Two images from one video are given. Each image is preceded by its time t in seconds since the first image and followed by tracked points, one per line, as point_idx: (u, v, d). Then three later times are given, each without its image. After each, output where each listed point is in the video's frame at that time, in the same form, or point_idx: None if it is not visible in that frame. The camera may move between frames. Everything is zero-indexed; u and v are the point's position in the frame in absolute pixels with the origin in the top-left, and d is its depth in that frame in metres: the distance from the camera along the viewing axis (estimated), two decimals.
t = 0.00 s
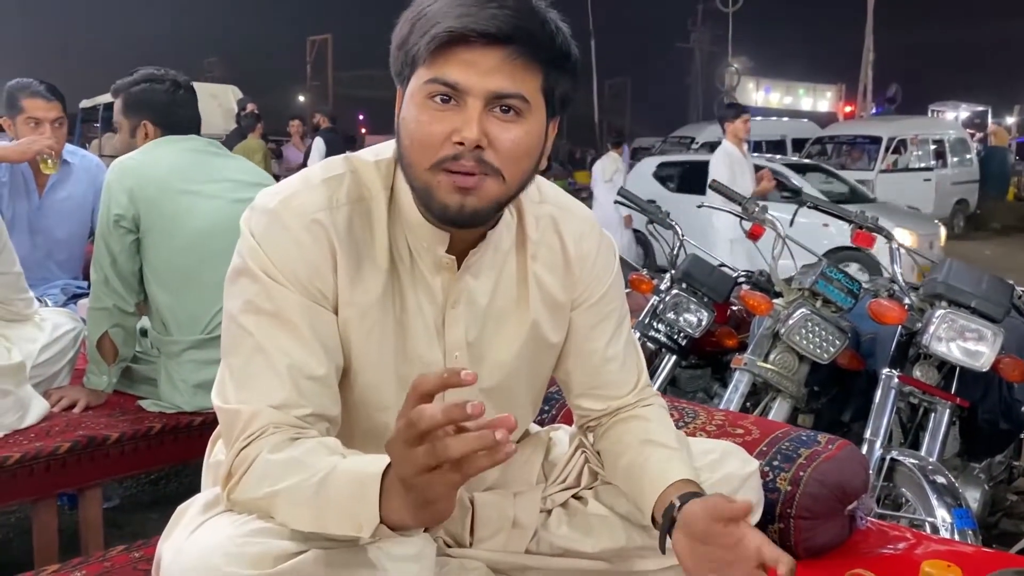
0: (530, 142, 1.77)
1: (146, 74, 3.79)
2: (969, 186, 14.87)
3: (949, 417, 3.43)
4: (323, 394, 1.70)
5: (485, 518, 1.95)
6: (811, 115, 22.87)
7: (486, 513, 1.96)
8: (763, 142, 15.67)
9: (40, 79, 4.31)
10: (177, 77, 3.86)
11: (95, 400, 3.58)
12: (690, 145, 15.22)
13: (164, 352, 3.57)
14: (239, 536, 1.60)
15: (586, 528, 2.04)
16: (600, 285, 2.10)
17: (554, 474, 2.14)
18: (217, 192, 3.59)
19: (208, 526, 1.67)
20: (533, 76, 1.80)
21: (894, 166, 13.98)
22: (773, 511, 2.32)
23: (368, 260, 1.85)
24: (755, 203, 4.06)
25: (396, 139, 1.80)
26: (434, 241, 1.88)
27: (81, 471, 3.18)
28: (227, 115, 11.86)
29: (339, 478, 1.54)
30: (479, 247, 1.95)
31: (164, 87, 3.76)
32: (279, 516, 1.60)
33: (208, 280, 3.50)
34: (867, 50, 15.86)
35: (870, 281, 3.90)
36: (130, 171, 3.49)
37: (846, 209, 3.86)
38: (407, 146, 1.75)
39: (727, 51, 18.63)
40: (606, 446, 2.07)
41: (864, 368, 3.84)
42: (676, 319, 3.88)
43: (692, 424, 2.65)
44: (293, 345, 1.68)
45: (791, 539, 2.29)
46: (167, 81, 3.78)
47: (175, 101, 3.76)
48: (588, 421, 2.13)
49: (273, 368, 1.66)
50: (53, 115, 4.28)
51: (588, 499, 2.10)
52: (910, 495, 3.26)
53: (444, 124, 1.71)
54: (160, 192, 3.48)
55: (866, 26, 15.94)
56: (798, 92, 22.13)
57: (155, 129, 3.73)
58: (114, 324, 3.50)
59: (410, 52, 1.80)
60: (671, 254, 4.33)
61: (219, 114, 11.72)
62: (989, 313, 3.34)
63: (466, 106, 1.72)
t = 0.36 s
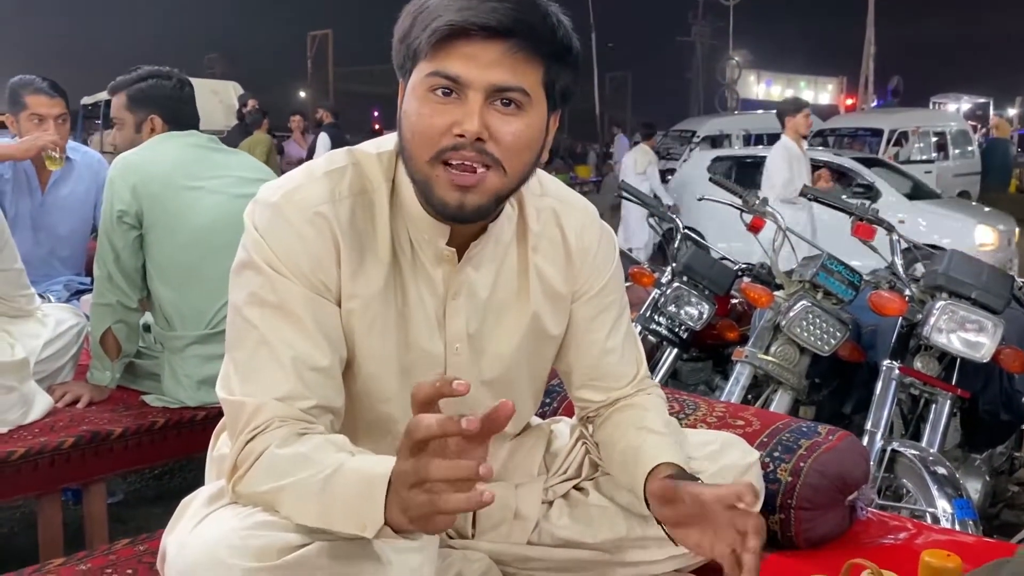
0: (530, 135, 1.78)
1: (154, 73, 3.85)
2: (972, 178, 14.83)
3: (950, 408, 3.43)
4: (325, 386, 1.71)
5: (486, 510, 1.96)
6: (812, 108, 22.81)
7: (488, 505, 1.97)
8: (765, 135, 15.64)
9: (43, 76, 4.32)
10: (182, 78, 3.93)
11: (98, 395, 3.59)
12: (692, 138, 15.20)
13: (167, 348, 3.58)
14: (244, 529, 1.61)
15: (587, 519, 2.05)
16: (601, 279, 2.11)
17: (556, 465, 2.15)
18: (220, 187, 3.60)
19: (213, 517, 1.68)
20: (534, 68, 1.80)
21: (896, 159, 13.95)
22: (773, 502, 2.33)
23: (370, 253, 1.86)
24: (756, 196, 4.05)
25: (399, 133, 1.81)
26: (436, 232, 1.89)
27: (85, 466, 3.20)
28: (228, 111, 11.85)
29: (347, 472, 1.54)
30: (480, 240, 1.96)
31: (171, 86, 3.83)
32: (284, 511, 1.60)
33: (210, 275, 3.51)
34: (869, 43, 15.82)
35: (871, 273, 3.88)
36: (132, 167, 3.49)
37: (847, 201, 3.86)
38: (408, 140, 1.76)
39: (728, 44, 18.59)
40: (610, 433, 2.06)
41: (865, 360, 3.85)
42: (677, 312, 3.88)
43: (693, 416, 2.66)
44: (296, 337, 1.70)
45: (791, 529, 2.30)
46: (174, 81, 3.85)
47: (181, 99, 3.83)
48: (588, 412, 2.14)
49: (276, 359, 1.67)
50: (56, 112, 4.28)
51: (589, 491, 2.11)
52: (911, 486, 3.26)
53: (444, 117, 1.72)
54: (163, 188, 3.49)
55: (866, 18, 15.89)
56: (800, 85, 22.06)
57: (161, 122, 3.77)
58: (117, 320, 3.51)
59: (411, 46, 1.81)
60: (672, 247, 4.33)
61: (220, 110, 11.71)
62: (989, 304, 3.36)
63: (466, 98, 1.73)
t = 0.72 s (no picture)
0: (527, 136, 1.77)
1: (157, 66, 3.84)
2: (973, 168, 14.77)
3: (950, 397, 3.43)
4: (322, 379, 1.72)
5: (487, 500, 1.97)
6: (813, 98, 22.71)
7: (488, 495, 1.97)
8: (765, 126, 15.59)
9: (42, 70, 4.32)
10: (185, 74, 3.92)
11: (100, 389, 3.60)
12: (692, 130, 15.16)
13: (168, 342, 3.59)
14: (245, 519, 1.62)
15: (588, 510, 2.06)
16: (599, 273, 2.12)
17: (555, 455, 2.17)
18: (221, 182, 3.60)
19: (215, 509, 1.69)
20: (548, 77, 1.82)
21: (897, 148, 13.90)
22: (773, 491, 2.33)
23: (363, 244, 1.85)
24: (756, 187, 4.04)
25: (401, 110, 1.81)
26: (432, 226, 1.88)
27: (88, 460, 3.21)
28: (227, 105, 11.82)
29: (345, 457, 1.55)
30: (479, 232, 1.96)
31: (174, 81, 3.82)
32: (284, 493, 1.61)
33: (208, 270, 3.51)
34: (869, 33, 15.75)
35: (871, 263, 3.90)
36: (134, 161, 3.50)
37: (847, 192, 3.86)
38: (408, 116, 1.76)
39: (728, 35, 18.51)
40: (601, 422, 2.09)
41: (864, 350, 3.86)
42: (677, 303, 3.87)
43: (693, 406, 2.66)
44: (290, 332, 1.70)
45: (792, 518, 2.31)
46: (177, 76, 3.84)
47: (183, 95, 3.82)
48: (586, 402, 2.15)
49: (269, 351, 1.67)
50: (56, 106, 4.28)
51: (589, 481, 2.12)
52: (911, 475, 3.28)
53: (447, 100, 1.72)
54: (163, 182, 3.49)
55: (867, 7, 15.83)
56: (800, 76, 21.96)
57: (164, 115, 3.76)
58: (119, 314, 3.52)
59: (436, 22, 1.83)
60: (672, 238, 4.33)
61: (219, 104, 11.68)
62: (989, 293, 3.35)
63: (472, 85, 1.74)
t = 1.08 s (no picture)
0: (540, 102, 1.77)
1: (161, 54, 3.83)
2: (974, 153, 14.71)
3: (950, 380, 3.44)
4: (319, 369, 1.72)
5: (487, 485, 1.96)
6: (813, 84, 22.63)
7: (488, 479, 1.97)
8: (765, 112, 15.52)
9: (38, 59, 4.30)
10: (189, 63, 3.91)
11: (100, 378, 3.60)
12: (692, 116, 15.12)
13: (168, 330, 3.59)
14: (245, 504, 1.60)
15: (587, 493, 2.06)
16: (602, 262, 2.12)
17: (555, 439, 2.18)
18: (219, 170, 3.59)
19: (212, 495, 1.67)
20: (545, 35, 1.80)
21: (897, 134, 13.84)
22: (773, 475, 2.33)
23: (368, 234, 1.84)
24: (756, 172, 4.03)
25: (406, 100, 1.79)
26: (440, 210, 1.90)
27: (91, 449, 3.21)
28: (225, 94, 11.76)
29: (343, 434, 1.55)
30: (490, 213, 1.97)
31: (176, 70, 3.81)
32: (282, 467, 1.60)
33: (209, 259, 3.50)
34: (869, 17, 15.66)
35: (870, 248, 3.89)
36: (132, 151, 3.50)
37: (847, 176, 3.84)
38: (416, 104, 1.75)
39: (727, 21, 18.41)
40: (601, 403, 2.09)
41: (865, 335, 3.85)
42: (677, 289, 3.87)
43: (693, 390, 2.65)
44: (292, 321, 1.70)
45: (792, 502, 2.31)
46: (179, 64, 3.83)
47: (186, 84, 3.81)
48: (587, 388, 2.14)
49: (267, 339, 1.67)
50: (54, 95, 4.27)
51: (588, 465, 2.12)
52: (912, 460, 3.29)
53: (456, 78, 1.71)
54: (161, 172, 3.48)
55: None
56: (800, 62, 21.88)
57: (164, 103, 3.75)
58: (118, 304, 3.53)
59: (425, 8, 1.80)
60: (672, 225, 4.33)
61: (216, 93, 11.62)
62: (989, 277, 3.35)
63: (478, 60, 1.73)
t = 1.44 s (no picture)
0: (544, 89, 1.77)
1: (159, 41, 3.85)
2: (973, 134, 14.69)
3: (947, 361, 3.46)
4: (312, 358, 1.72)
5: (487, 467, 1.98)
6: (811, 66, 22.56)
7: (487, 461, 1.99)
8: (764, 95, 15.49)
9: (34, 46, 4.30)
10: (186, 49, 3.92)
11: (101, 365, 3.62)
12: (690, 100, 15.09)
13: (168, 317, 3.60)
14: (249, 484, 1.62)
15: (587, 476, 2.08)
16: (602, 248, 2.12)
17: (553, 421, 2.18)
18: (218, 157, 3.59)
19: (214, 478, 1.69)
20: (543, 20, 1.78)
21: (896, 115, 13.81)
22: (771, 455, 2.35)
23: (371, 221, 1.85)
24: (753, 155, 4.04)
25: (410, 99, 1.78)
26: (443, 199, 1.88)
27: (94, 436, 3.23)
28: (222, 81, 11.73)
29: (350, 416, 1.59)
30: (494, 203, 1.96)
31: (173, 55, 3.82)
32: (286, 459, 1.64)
33: (208, 246, 3.50)
34: None
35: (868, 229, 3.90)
36: (129, 139, 3.51)
37: (844, 157, 3.85)
38: (420, 104, 1.74)
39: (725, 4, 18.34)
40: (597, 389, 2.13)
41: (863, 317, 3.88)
42: (675, 273, 3.89)
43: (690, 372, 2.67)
44: (293, 308, 1.71)
45: (789, 482, 2.33)
46: (177, 50, 3.84)
47: (184, 69, 3.82)
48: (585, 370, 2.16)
49: (267, 328, 1.68)
50: (50, 83, 4.27)
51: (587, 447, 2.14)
52: (909, 440, 3.31)
53: (458, 75, 1.71)
54: (160, 159, 3.49)
55: None
56: (798, 44, 21.82)
57: (161, 87, 3.75)
58: (118, 291, 3.55)
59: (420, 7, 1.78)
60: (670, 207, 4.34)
61: (213, 80, 11.59)
62: (986, 258, 3.36)
63: (479, 57, 1.72)
